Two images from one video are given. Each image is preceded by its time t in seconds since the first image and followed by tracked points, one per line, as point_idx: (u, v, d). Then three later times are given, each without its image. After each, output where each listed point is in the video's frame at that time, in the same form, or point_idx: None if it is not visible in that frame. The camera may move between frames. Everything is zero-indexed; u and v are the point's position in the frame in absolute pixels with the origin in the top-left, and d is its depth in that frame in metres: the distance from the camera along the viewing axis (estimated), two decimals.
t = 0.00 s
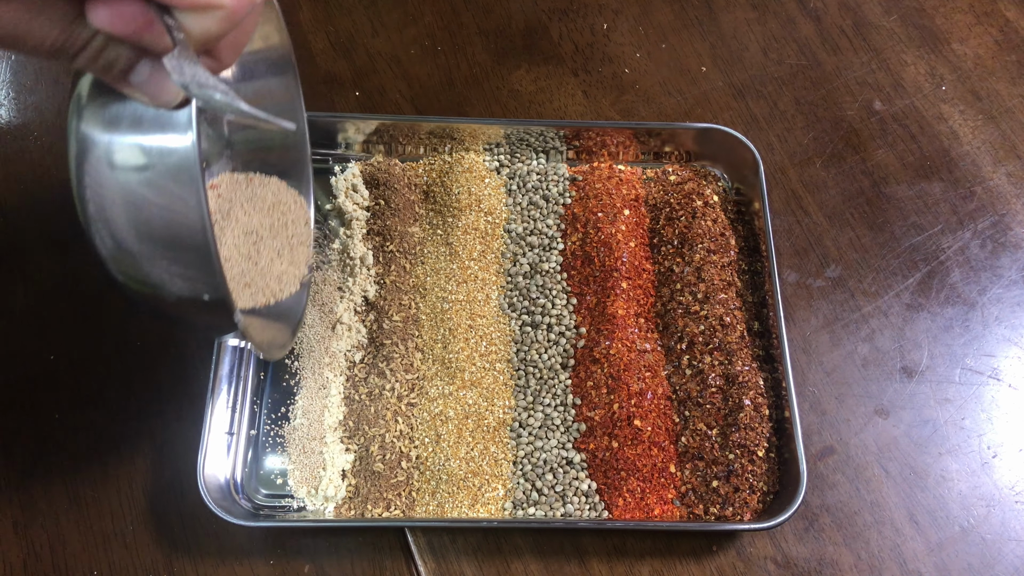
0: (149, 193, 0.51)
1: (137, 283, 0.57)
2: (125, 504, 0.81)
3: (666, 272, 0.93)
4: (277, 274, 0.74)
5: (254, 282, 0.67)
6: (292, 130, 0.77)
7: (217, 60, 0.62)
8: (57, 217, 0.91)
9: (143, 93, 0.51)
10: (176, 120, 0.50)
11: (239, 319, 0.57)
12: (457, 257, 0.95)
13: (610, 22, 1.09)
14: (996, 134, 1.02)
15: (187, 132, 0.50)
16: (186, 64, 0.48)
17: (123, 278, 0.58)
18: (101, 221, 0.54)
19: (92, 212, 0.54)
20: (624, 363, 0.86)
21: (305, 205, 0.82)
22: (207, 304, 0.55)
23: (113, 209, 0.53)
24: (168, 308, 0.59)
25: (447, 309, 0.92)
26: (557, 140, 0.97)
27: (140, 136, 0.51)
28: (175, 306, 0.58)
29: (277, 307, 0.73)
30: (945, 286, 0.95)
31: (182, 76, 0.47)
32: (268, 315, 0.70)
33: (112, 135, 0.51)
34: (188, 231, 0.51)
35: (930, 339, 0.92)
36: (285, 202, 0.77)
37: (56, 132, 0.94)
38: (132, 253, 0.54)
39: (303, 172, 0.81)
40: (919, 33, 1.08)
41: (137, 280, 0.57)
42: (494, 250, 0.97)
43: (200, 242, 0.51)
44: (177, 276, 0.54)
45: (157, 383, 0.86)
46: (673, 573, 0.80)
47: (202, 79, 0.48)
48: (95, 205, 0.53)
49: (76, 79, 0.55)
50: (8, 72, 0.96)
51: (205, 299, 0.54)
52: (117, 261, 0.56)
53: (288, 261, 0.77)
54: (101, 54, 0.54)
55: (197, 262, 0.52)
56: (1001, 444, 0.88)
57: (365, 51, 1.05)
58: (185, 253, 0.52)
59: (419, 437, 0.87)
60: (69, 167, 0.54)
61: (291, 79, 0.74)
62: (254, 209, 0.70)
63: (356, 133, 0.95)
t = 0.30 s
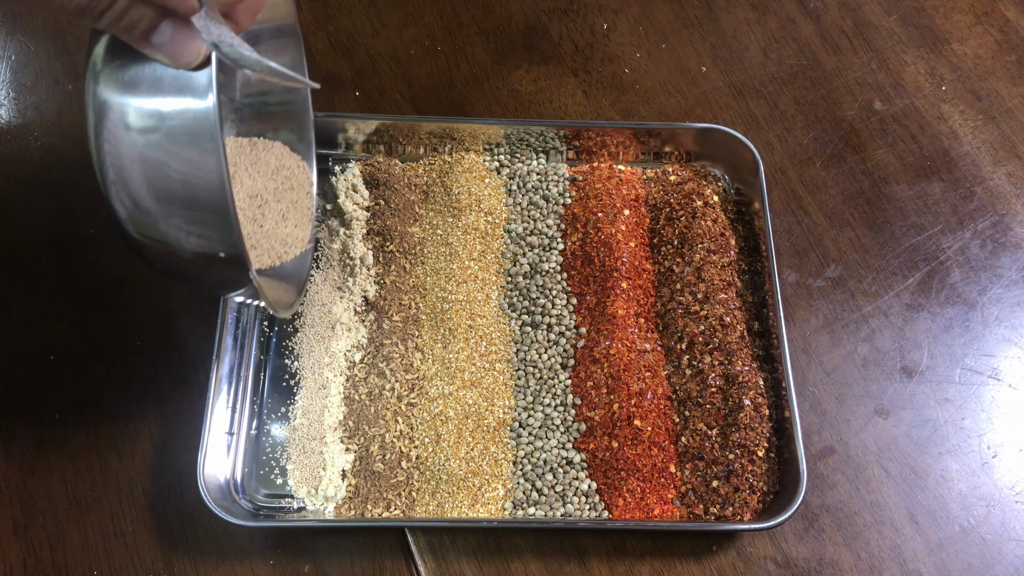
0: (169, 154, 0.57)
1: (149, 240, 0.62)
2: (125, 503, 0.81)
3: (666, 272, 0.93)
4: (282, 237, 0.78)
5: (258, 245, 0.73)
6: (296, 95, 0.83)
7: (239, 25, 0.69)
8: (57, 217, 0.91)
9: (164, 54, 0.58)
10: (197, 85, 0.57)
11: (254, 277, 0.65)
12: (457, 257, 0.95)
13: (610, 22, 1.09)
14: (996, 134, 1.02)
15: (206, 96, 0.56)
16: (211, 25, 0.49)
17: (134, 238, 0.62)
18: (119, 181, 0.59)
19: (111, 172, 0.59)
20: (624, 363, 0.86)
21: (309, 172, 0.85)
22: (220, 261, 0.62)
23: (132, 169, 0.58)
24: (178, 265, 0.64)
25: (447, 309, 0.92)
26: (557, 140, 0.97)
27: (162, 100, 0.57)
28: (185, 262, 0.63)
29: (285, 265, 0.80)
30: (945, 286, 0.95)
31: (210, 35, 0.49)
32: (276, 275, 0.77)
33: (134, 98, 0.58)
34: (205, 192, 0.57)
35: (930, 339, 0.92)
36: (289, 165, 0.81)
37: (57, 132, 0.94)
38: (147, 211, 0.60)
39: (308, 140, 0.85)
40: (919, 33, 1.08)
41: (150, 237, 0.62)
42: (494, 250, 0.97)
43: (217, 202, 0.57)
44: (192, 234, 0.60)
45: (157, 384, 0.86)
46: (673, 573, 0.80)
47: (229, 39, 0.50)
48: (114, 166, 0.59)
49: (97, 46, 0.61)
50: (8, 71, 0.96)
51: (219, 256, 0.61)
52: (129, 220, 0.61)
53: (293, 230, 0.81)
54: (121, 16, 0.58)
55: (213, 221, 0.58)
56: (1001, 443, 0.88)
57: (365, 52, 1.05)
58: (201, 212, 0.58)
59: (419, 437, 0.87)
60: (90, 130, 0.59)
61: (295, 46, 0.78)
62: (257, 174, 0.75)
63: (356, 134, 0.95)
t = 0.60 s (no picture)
0: (181, 131, 0.59)
1: (158, 215, 0.63)
2: (125, 504, 0.81)
3: (666, 272, 0.93)
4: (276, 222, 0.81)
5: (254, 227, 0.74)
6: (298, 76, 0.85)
7: (250, 6, 0.68)
8: (57, 217, 0.91)
9: (175, 32, 0.59)
10: (208, 64, 0.58)
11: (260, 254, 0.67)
12: (457, 257, 0.95)
13: (610, 22, 1.09)
14: (996, 134, 1.02)
15: (218, 76, 0.58)
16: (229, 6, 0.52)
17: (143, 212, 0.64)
18: (129, 156, 0.60)
19: (121, 147, 0.60)
20: (624, 363, 0.86)
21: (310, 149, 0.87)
22: (228, 236, 0.65)
23: (143, 145, 0.60)
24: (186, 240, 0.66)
25: (447, 309, 0.92)
26: (557, 140, 0.97)
27: (173, 78, 0.58)
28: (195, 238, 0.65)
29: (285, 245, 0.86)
30: (945, 286, 0.95)
31: (227, 15, 0.52)
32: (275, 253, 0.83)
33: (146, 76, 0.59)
34: (217, 169, 0.59)
35: (930, 339, 0.92)
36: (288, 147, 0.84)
37: (57, 132, 0.94)
38: (156, 187, 0.61)
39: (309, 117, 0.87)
40: (919, 33, 1.08)
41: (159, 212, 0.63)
42: (494, 250, 0.97)
43: (229, 179, 0.60)
44: (200, 210, 0.62)
45: (157, 385, 0.86)
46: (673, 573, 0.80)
47: (245, 20, 0.52)
48: (124, 142, 0.60)
49: (107, 24, 0.61)
50: (7, 71, 0.96)
51: (227, 231, 0.64)
52: (140, 196, 0.62)
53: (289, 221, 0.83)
54: None
55: (223, 198, 0.61)
56: (1001, 444, 0.88)
57: (365, 51, 1.05)
58: (211, 188, 0.61)
59: (419, 437, 0.87)
60: (100, 105, 0.60)
61: (299, 28, 0.80)
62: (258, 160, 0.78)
63: (356, 134, 0.95)
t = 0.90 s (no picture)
0: (175, 120, 0.58)
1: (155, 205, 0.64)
2: (125, 504, 0.81)
3: (666, 272, 0.93)
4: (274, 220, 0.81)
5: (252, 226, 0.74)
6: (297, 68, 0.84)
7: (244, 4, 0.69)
8: (57, 218, 0.91)
9: (168, 23, 0.58)
10: (201, 53, 0.58)
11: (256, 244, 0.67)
12: (457, 257, 0.95)
13: (610, 22, 1.09)
14: (996, 134, 1.02)
15: (210, 65, 0.58)
16: None
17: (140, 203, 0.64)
18: (125, 147, 0.60)
19: (118, 137, 0.60)
20: (624, 363, 0.86)
21: (310, 139, 0.87)
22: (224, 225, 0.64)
23: (138, 135, 0.60)
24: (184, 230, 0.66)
25: (447, 309, 0.92)
26: (557, 140, 0.96)
27: (166, 67, 0.58)
28: (191, 228, 0.65)
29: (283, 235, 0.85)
30: (945, 286, 0.95)
31: (216, 10, 0.53)
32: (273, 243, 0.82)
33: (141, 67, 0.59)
34: (210, 157, 0.59)
35: (930, 339, 0.92)
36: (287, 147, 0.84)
37: (57, 132, 0.94)
38: (153, 177, 0.61)
39: (307, 108, 0.87)
40: (919, 33, 1.08)
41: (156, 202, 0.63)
42: (494, 250, 0.97)
43: (222, 167, 0.59)
44: (196, 200, 0.62)
45: (156, 384, 0.86)
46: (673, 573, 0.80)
47: (233, 13, 0.53)
48: (120, 131, 0.60)
49: (102, 16, 0.61)
50: (7, 71, 0.96)
51: (222, 221, 0.64)
52: (137, 186, 0.62)
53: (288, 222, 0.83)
54: None
55: (217, 186, 0.61)
56: (1001, 443, 0.88)
57: (365, 52, 1.05)
58: (206, 177, 0.61)
59: (419, 437, 0.87)
60: (97, 96, 0.60)
61: (297, 19, 0.80)
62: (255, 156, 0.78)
63: (356, 134, 0.95)
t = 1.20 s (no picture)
0: (161, 139, 0.58)
1: (145, 223, 0.64)
2: (125, 503, 0.81)
3: (666, 272, 0.93)
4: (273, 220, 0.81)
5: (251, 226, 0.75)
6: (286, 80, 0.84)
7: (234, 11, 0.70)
8: (57, 218, 0.91)
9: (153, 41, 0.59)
10: (185, 71, 0.58)
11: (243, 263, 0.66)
12: (457, 257, 0.95)
13: (610, 22, 1.09)
14: (996, 134, 1.02)
15: (194, 82, 0.57)
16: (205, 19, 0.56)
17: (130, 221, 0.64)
18: (113, 166, 0.61)
19: (106, 156, 0.61)
20: (624, 363, 0.86)
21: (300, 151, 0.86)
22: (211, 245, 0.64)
23: (125, 155, 0.60)
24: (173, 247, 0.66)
25: (447, 309, 0.92)
26: (557, 140, 0.97)
27: (151, 86, 0.58)
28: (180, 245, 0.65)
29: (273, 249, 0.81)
30: (945, 286, 0.95)
31: (202, 29, 0.55)
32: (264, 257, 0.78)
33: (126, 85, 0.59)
34: (195, 177, 0.59)
35: (930, 339, 0.92)
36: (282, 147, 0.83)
37: (57, 132, 0.94)
38: (141, 196, 0.62)
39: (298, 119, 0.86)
40: (919, 33, 1.08)
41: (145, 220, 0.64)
42: (494, 250, 0.97)
43: (206, 187, 0.59)
44: (182, 218, 0.62)
45: (156, 384, 0.86)
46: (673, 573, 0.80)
47: (219, 33, 0.56)
48: (108, 151, 0.60)
49: (87, 32, 0.61)
50: (7, 71, 0.96)
51: (209, 241, 0.64)
52: (125, 205, 0.63)
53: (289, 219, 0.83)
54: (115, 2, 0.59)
55: (202, 206, 0.60)
56: (1001, 443, 0.88)
57: (365, 52, 1.05)
58: (192, 198, 0.60)
59: (419, 437, 0.87)
60: (84, 115, 0.60)
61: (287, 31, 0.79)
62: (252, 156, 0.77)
63: (356, 134, 0.95)
